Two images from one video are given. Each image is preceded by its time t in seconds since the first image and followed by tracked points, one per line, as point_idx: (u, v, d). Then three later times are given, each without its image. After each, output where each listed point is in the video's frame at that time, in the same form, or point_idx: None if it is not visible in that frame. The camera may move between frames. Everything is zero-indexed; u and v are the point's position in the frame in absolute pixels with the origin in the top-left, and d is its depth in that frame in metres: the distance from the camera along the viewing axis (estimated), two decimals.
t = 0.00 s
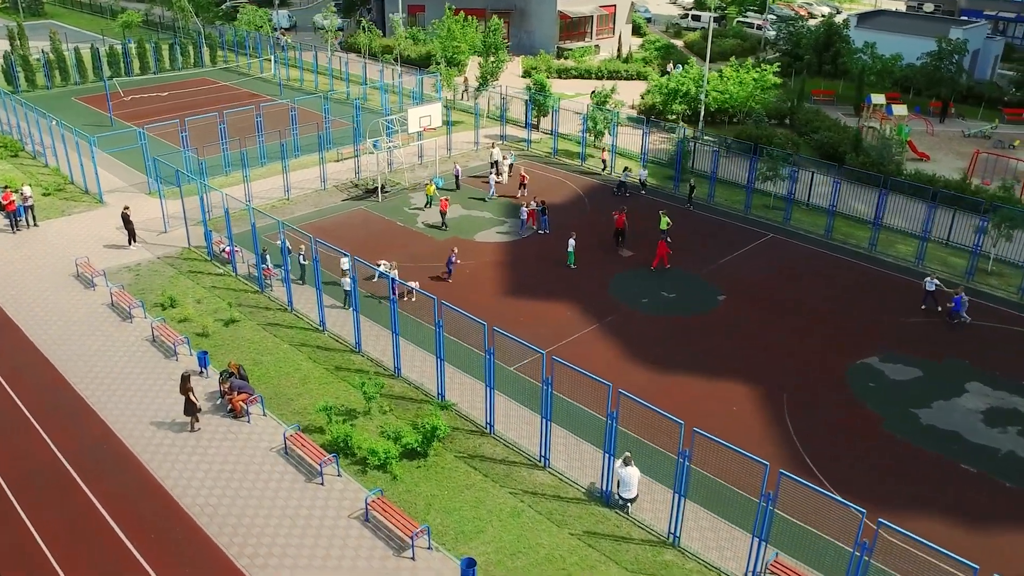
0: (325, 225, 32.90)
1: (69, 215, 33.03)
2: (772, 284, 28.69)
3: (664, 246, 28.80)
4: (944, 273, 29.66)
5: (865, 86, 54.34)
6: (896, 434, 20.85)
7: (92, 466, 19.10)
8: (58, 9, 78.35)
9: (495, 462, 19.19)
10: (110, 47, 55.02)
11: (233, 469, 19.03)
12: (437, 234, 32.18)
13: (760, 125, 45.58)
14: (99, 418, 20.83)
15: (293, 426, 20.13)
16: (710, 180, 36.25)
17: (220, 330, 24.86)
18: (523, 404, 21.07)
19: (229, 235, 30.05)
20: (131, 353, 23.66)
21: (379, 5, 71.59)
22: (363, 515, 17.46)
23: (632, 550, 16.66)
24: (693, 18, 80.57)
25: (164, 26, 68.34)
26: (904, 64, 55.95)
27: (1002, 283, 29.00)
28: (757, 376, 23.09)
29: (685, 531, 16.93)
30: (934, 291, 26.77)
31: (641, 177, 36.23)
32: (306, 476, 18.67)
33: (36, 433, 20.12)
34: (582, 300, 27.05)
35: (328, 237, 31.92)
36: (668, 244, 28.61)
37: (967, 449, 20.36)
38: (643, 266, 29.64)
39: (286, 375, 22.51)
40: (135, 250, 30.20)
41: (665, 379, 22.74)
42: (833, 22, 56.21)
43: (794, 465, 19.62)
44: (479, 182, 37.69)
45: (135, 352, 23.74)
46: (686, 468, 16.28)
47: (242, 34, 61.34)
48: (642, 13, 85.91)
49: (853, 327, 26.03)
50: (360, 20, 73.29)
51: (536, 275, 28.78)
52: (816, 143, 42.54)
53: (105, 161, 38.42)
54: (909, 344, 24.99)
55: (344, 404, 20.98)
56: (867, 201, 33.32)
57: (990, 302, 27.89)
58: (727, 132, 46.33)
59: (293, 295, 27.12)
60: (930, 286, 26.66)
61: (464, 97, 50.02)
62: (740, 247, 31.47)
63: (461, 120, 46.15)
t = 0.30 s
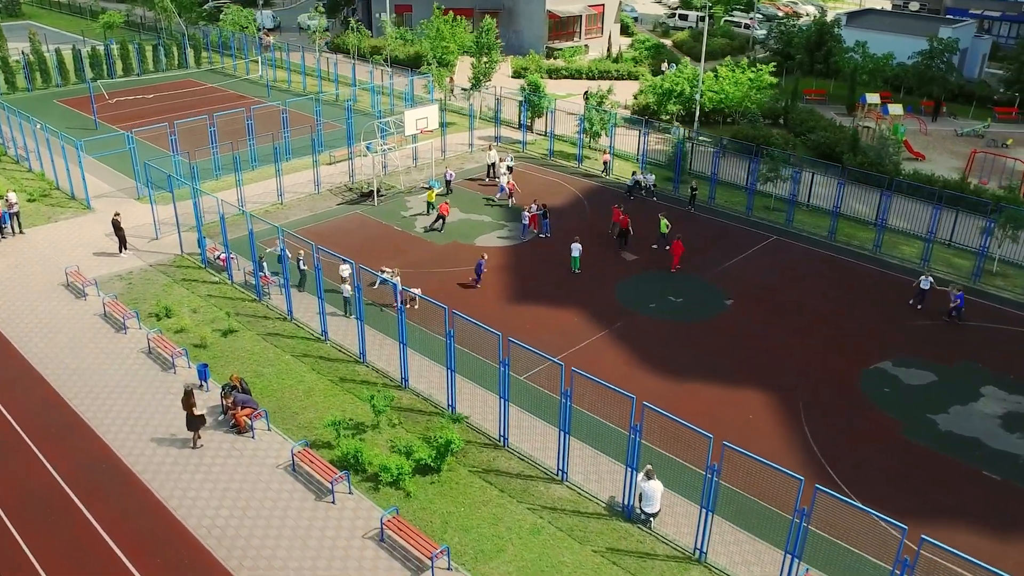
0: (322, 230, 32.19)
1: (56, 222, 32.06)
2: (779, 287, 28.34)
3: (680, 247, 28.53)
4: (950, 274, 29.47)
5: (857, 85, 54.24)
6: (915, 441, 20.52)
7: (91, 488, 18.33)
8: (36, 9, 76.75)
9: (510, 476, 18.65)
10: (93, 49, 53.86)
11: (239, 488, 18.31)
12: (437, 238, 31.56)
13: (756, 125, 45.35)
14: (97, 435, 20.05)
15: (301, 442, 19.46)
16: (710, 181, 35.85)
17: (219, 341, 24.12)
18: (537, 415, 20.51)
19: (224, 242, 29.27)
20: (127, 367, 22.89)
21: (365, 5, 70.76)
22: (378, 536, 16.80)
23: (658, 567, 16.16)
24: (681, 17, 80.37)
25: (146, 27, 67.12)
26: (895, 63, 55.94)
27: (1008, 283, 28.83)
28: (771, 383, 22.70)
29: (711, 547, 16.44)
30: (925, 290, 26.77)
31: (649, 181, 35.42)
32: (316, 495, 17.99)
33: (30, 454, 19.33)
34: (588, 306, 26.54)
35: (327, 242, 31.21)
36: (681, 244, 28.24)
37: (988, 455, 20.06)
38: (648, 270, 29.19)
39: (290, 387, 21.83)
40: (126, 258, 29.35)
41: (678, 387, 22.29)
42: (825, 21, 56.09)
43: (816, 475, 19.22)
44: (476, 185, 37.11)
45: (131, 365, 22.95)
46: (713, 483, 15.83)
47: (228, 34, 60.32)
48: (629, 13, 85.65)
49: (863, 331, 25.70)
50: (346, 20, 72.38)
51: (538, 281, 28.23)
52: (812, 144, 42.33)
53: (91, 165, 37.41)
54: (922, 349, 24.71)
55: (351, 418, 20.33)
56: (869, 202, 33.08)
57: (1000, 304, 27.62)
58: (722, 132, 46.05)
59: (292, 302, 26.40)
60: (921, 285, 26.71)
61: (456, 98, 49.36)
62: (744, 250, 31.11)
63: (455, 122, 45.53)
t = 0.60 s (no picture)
0: (318, 237, 31.33)
1: (41, 231, 30.90)
2: (788, 291, 27.91)
3: (697, 245, 28.37)
4: (958, 276, 29.27)
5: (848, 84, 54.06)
6: (940, 449, 20.13)
7: (92, 515, 17.40)
8: (8, 11, 74.75)
9: (532, 495, 17.99)
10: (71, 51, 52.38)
11: (249, 512, 17.47)
12: (437, 244, 30.81)
13: (752, 125, 44.96)
14: (95, 458, 19.10)
15: (313, 462, 18.68)
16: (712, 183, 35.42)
17: (218, 356, 23.22)
18: (555, 430, 19.90)
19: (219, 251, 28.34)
20: (123, 384, 21.92)
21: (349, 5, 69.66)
22: (399, 561, 16.05)
23: None
24: (666, 16, 80.02)
25: (123, 28, 65.56)
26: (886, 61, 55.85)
27: (1016, 284, 28.67)
28: (790, 391, 22.23)
29: (746, 566, 15.89)
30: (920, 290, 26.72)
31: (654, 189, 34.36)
32: (331, 519, 17.20)
33: (25, 479, 18.31)
34: (597, 313, 25.92)
35: (325, 249, 30.36)
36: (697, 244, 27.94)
37: (1015, 463, 19.69)
38: (655, 275, 28.64)
39: (295, 404, 21.01)
40: (116, 268, 28.31)
41: (696, 396, 21.75)
42: (815, 20, 55.86)
43: (845, 487, 18.75)
44: (473, 188, 36.41)
45: (127, 382, 22.00)
46: (751, 501, 15.29)
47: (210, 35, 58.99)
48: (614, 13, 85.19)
49: (877, 335, 25.34)
50: (329, 20, 71.22)
51: (544, 288, 27.57)
52: (809, 144, 41.97)
53: (75, 172, 36.21)
54: (937, 353, 24.37)
55: (363, 435, 19.58)
56: (872, 203, 32.85)
57: (1010, 305, 27.36)
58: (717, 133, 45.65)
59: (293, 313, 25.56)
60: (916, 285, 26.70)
61: (447, 99, 48.51)
62: (750, 253, 30.68)
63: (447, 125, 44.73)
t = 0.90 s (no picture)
0: (317, 243, 30.57)
1: (28, 239, 29.88)
2: (798, 295, 27.52)
3: (713, 244, 28.51)
4: (966, 278, 28.99)
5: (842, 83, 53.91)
6: (964, 457, 19.76)
7: (94, 542, 16.58)
8: None
9: (554, 512, 17.41)
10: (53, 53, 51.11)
11: (261, 535, 16.74)
12: (439, 250, 30.14)
13: (748, 125, 44.64)
14: (96, 480, 18.26)
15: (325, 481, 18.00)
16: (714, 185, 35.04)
17: (219, 369, 22.44)
18: (573, 445, 19.35)
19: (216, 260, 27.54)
20: (121, 401, 21.08)
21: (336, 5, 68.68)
22: None
23: None
24: (654, 15, 79.72)
25: (105, 30, 64.19)
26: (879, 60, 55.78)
27: None
28: (809, 399, 21.79)
29: None
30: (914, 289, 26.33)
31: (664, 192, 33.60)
32: (347, 542, 16.53)
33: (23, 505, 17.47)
34: (607, 320, 25.36)
35: (325, 256, 29.64)
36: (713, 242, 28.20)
37: None
38: (664, 281, 28.14)
39: (303, 420, 20.29)
40: (108, 278, 27.38)
41: (715, 406, 21.26)
42: (808, 19, 55.67)
43: (872, 497, 18.32)
44: (472, 192, 35.77)
45: (126, 398, 21.17)
46: (788, 518, 14.82)
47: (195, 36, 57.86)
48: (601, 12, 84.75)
49: (891, 339, 24.98)
50: (315, 21, 70.23)
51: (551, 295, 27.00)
52: (807, 144, 41.68)
53: (62, 178, 35.15)
54: (953, 358, 24.03)
55: (375, 452, 18.92)
56: (876, 206, 32.60)
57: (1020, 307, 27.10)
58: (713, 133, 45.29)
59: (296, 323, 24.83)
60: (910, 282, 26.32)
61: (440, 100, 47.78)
62: (757, 256, 30.29)
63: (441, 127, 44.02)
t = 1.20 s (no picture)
0: (317, 251, 29.72)
1: (15, 250, 28.69)
2: (812, 299, 27.07)
3: (730, 242, 28.42)
4: (977, 280, 28.72)
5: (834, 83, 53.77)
6: (995, 466, 19.35)
7: None
8: None
9: (584, 534, 16.75)
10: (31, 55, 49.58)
11: (279, 563, 15.92)
12: (442, 257, 29.38)
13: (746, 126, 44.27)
14: (100, 508, 17.32)
15: (345, 505, 17.23)
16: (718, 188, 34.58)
17: (223, 387, 21.56)
18: (598, 461, 18.70)
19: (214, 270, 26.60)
20: (122, 422, 20.12)
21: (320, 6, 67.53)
22: None
23: None
24: (641, 15, 79.34)
25: (83, 31, 62.55)
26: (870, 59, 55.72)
27: None
28: (834, 409, 21.29)
29: None
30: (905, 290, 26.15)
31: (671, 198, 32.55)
32: (371, 569, 15.75)
33: (23, 537, 16.51)
34: (621, 329, 24.74)
35: (326, 264, 28.80)
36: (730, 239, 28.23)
37: None
38: (675, 286, 27.56)
39: (315, 439, 19.47)
40: (101, 291, 26.31)
41: (740, 417, 20.70)
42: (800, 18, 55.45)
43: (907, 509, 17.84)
44: (472, 196, 35.06)
45: (127, 418, 20.22)
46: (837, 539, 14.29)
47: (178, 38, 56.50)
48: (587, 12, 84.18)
49: (910, 343, 24.58)
50: (299, 21, 69.03)
51: (562, 302, 26.35)
52: (806, 145, 41.38)
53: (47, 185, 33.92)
54: (973, 362, 23.68)
55: (393, 473, 18.16)
56: (883, 207, 32.30)
57: None
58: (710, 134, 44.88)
59: (302, 335, 23.99)
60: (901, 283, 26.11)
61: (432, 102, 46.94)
62: (766, 259, 29.85)
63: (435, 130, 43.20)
